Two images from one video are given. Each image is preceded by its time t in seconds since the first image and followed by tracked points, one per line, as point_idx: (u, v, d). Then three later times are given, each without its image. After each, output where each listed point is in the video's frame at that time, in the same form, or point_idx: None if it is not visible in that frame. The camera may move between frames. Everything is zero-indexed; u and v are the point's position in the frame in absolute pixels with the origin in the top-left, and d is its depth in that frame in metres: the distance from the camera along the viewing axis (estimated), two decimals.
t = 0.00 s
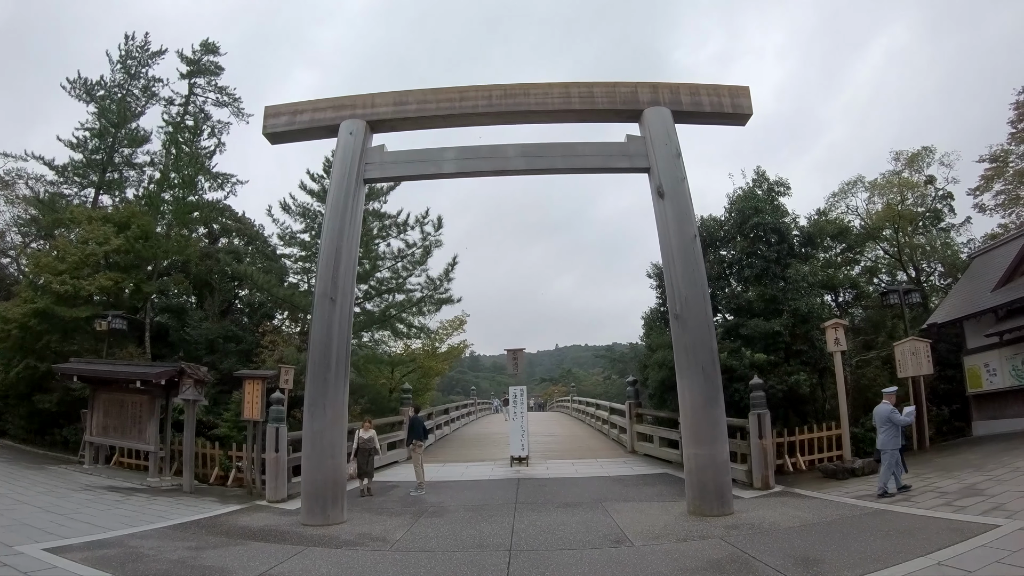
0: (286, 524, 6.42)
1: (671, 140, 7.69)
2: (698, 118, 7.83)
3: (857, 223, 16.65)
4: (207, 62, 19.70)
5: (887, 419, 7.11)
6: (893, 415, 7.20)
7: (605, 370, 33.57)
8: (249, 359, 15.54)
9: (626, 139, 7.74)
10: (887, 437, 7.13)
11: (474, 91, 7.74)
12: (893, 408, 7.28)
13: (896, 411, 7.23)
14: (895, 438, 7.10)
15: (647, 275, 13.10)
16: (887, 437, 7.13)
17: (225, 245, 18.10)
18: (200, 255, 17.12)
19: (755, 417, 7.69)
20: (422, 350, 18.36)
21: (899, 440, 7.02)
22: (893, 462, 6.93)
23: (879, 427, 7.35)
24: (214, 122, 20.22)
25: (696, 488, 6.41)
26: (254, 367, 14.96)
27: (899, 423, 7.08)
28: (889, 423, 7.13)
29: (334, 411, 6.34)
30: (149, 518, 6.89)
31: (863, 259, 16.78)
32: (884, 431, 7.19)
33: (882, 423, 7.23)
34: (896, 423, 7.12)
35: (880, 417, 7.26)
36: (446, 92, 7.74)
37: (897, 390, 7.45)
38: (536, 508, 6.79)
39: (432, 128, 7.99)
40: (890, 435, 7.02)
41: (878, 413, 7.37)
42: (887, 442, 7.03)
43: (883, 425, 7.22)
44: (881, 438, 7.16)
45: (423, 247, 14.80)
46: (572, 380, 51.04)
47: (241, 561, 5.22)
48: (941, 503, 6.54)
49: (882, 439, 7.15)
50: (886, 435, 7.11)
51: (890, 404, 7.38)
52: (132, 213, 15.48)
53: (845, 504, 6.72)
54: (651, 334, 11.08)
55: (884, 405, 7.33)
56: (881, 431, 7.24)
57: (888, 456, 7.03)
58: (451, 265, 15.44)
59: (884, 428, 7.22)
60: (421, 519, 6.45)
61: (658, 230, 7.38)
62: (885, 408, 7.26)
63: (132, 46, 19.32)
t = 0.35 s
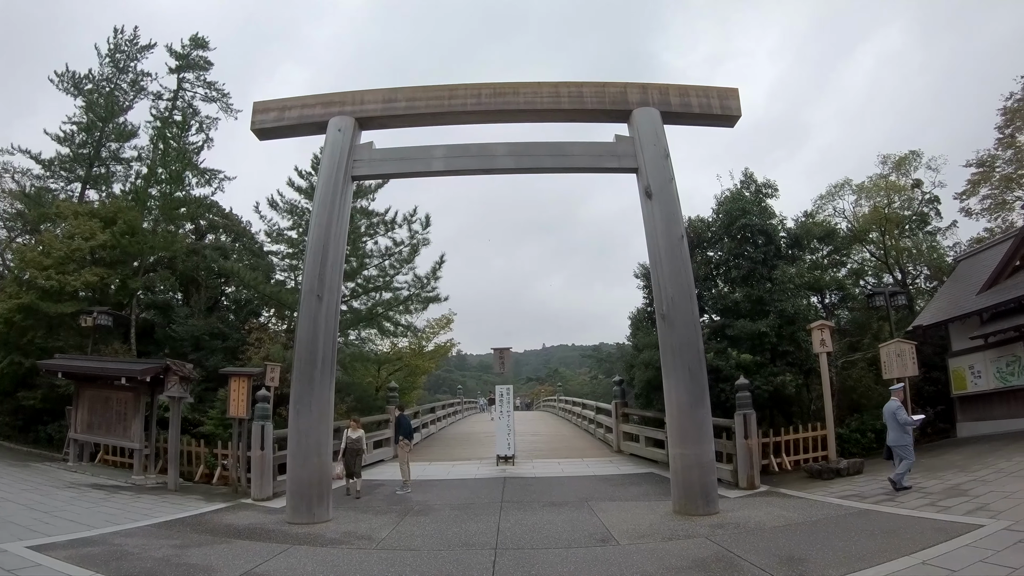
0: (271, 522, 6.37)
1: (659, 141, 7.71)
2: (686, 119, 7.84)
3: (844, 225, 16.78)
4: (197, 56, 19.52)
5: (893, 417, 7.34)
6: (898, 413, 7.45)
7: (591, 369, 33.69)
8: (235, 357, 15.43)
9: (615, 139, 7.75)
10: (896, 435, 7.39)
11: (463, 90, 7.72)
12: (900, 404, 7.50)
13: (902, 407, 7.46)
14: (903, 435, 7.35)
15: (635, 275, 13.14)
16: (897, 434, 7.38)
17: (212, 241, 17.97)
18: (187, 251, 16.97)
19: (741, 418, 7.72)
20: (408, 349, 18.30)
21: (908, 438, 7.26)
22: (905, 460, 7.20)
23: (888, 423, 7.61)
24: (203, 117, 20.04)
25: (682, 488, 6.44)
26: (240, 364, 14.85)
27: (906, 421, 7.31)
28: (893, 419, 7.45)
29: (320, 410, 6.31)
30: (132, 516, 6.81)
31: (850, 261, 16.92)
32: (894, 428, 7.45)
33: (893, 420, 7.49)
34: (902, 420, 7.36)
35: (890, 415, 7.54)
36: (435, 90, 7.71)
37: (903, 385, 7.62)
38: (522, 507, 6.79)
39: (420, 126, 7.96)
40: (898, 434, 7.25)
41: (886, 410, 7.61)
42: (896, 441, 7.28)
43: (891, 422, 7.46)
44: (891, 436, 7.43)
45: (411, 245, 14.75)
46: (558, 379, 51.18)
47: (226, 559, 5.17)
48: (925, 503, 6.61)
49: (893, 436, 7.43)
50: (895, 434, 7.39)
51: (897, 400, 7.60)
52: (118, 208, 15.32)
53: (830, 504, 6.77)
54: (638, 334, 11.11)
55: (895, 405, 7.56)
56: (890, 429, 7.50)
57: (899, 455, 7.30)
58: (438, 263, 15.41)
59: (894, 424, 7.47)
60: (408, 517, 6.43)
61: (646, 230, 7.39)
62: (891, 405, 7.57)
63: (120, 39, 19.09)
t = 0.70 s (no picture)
0: (238, 517, 6.29)
1: (634, 141, 7.77)
2: (661, 119, 7.93)
3: (815, 230, 17.09)
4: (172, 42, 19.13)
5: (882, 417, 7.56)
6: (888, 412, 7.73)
7: (560, 366, 33.89)
8: (204, 349, 15.17)
9: (590, 138, 7.78)
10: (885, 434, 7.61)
11: (440, 85, 7.71)
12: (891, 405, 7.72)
13: (893, 408, 7.67)
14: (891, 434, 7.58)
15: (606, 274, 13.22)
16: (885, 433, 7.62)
17: (183, 231, 17.64)
18: (157, 241, 16.63)
19: (708, 417, 7.83)
20: (378, 343, 18.22)
21: (897, 437, 7.46)
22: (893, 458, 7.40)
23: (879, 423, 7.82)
24: (176, 104, 19.64)
25: (650, 485, 6.50)
26: (209, 357, 14.61)
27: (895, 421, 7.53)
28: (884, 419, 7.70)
29: (288, 403, 6.24)
30: (95, 511, 6.65)
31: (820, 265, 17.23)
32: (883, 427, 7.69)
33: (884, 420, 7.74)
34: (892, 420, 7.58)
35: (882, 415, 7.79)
36: (412, 83, 7.67)
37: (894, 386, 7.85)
38: (490, 503, 6.80)
39: (396, 119, 7.93)
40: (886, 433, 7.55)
41: (877, 409, 7.84)
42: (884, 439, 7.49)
43: (880, 421, 7.68)
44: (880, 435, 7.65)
45: (382, 239, 14.65)
46: (530, 376, 51.44)
47: (193, 555, 5.09)
48: (889, 502, 6.78)
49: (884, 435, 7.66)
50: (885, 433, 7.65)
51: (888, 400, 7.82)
52: (88, 195, 14.94)
53: (795, 502, 6.90)
54: (608, 333, 11.16)
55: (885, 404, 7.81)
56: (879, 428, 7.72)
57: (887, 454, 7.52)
58: (410, 258, 15.35)
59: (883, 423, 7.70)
60: (377, 512, 6.40)
61: (619, 228, 7.45)
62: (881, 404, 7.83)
63: (94, 22, 18.61)
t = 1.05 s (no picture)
0: (221, 511, 6.24)
1: (621, 139, 7.80)
2: (647, 117, 7.97)
3: (800, 229, 17.25)
4: (158, 32, 18.89)
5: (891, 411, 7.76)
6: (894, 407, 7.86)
7: (544, 359, 34.06)
8: (187, 342, 15.07)
9: (577, 134, 7.80)
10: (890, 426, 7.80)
11: (428, 78, 7.70)
12: (897, 400, 7.94)
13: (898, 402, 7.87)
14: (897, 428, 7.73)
15: (591, 270, 13.26)
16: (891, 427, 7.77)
17: (167, 223, 17.47)
18: (140, 232, 16.46)
19: (692, 413, 7.89)
20: (362, 337, 18.21)
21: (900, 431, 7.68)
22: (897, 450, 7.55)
23: (882, 416, 8.02)
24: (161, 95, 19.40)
25: (633, 482, 6.54)
26: (192, 350, 14.52)
27: (903, 415, 7.73)
28: (892, 414, 7.82)
29: (271, 397, 6.21)
30: (76, 505, 6.58)
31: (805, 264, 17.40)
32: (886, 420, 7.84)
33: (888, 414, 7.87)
34: (899, 414, 7.78)
35: (886, 408, 7.91)
36: (399, 76, 7.64)
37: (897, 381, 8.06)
38: (473, 498, 6.82)
39: (382, 113, 7.91)
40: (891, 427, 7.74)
41: (884, 403, 7.99)
42: (891, 431, 7.65)
43: (887, 415, 7.85)
44: (885, 427, 7.82)
45: (368, 233, 14.59)
46: (514, 371, 51.64)
47: (175, 550, 5.05)
48: (869, 500, 6.88)
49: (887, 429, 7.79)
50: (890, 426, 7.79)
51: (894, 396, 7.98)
52: (71, 185, 14.74)
53: (777, 499, 6.98)
54: (592, 329, 11.19)
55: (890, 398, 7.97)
56: (884, 421, 7.90)
57: (891, 446, 7.68)
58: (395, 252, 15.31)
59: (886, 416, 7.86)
60: (360, 507, 6.40)
61: (603, 225, 7.48)
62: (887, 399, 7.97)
63: (80, 11, 18.36)
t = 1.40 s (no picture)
0: (221, 499, 6.27)
1: (621, 126, 7.77)
2: (648, 105, 7.94)
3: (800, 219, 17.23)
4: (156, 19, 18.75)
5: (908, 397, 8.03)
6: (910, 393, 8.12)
7: (541, 344, 34.15)
8: (187, 330, 15.12)
9: (578, 121, 7.76)
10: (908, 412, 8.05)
11: (427, 65, 7.66)
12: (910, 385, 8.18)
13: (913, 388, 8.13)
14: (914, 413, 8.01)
15: (591, 258, 13.26)
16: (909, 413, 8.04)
17: (165, 211, 17.44)
18: (139, 221, 16.44)
19: (691, 401, 7.91)
20: (362, 325, 18.25)
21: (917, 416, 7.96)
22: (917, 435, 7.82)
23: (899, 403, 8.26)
24: (159, 83, 19.29)
25: (632, 469, 6.57)
26: (192, 338, 14.56)
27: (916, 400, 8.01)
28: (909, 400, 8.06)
29: (270, 384, 6.21)
30: (76, 493, 6.61)
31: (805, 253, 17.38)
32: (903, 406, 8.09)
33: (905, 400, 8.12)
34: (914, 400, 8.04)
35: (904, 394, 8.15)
36: (399, 62, 7.60)
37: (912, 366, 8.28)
38: (473, 484, 6.85)
39: (382, 99, 7.88)
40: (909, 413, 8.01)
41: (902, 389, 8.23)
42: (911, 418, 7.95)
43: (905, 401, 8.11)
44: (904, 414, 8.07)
45: (367, 220, 14.57)
46: (513, 358, 51.85)
47: (176, 537, 5.06)
48: (867, 489, 6.91)
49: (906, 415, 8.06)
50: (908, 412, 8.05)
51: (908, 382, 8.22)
52: (69, 173, 14.69)
53: (775, 487, 7.01)
54: (591, 317, 11.23)
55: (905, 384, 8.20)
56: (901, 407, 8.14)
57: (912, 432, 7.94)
58: (395, 239, 15.29)
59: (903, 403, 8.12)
60: (360, 493, 6.42)
61: (603, 213, 7.46)
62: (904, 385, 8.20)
63: None
